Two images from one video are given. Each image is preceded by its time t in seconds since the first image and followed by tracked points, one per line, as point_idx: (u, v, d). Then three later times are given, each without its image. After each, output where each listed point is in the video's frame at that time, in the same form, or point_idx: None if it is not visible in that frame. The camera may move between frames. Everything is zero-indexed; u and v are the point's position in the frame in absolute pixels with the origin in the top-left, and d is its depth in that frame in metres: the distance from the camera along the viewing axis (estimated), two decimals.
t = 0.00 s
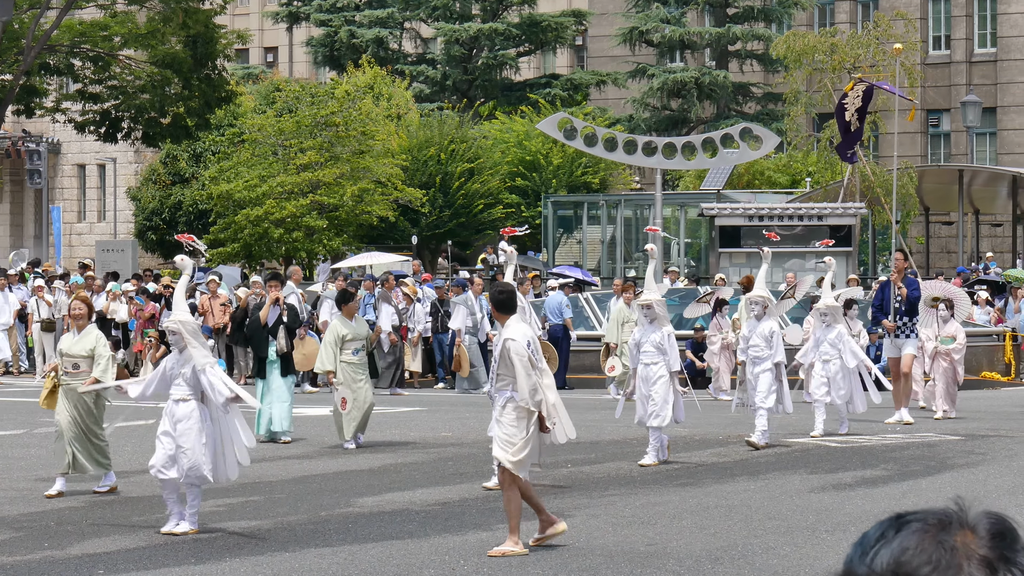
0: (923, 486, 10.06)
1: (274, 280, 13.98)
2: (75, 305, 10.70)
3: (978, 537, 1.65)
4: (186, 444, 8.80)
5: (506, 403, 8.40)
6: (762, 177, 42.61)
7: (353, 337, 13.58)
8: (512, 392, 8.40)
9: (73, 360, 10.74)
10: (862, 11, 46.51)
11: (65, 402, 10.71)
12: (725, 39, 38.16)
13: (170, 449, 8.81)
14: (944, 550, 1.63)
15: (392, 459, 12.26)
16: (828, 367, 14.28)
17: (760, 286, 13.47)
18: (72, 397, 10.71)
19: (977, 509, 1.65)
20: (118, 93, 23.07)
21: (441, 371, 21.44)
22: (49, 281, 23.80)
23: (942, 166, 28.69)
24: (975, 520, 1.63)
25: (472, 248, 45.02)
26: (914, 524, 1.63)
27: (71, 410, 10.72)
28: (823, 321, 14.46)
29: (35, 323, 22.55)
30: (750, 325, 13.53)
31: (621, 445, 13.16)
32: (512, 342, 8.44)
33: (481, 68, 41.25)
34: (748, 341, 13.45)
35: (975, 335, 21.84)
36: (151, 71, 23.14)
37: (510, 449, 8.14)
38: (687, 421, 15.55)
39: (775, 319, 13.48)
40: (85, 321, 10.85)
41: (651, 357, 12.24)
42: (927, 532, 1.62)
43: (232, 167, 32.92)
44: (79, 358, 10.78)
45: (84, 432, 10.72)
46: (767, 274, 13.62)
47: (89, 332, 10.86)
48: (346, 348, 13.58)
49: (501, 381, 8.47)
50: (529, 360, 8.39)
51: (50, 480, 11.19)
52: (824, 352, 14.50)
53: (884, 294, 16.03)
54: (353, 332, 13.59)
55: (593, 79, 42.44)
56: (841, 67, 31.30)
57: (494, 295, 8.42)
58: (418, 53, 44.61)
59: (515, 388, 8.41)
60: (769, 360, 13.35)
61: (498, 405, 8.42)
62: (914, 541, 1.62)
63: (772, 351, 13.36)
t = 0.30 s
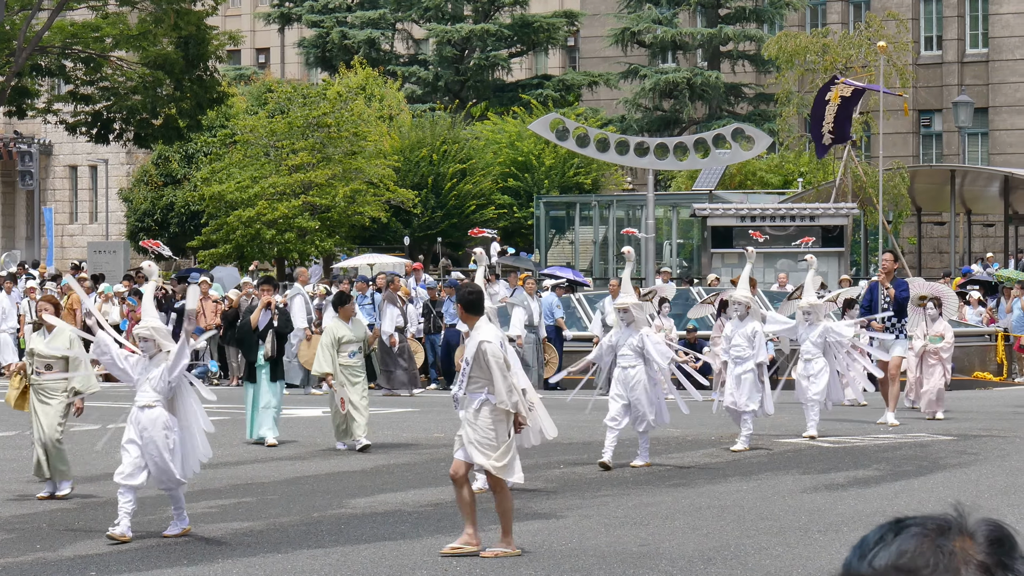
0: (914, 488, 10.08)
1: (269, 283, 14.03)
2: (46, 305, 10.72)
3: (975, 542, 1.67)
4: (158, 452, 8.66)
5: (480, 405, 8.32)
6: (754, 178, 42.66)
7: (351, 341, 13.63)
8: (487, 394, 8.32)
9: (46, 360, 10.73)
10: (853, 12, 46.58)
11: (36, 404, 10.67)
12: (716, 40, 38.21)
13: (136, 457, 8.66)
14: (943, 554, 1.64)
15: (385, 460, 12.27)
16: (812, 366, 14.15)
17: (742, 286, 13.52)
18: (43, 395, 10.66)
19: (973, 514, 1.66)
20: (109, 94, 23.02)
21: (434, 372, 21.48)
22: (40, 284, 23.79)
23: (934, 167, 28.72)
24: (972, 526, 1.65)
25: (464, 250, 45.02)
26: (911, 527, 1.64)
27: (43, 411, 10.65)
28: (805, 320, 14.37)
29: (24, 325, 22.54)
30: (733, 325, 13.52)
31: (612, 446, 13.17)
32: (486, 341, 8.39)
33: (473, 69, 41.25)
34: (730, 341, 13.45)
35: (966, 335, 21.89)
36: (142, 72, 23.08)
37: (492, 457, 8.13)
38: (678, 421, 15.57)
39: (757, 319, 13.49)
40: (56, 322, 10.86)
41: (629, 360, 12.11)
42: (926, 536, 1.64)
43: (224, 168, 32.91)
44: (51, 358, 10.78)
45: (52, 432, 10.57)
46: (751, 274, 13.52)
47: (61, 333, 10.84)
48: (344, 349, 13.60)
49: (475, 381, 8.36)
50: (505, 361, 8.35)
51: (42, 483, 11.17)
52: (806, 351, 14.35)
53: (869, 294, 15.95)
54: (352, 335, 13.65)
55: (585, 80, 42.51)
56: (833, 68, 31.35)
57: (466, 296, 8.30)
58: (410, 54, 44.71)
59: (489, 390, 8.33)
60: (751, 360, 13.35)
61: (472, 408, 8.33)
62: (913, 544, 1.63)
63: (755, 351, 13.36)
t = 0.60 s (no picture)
0: (904, 488, 10.08)
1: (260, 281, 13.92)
2: (20, 311, 10.74)
3: (967, 542, 1.68)
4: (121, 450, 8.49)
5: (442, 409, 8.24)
6: (745, 177, 42.67)
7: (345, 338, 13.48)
8: (450, 398, 8.26)
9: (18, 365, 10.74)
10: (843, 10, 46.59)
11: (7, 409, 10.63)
12: (707, 39, 38.22)
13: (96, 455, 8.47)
14: (937, 553, 1.65)
15: (376, 460, 12.26)
16: (794, 368, 14.10)
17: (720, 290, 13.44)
18: (15, 402, 10.64)
19: (967, 514, 1.67)
20: (100, 94, 22.96)
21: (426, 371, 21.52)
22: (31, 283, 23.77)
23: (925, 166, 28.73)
24: (965, 527, 1.66)
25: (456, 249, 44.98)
26: (905, 528, 1.65)
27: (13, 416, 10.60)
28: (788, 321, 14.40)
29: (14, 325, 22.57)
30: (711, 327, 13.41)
31: (603, 446, 13.19)
32: (451, 344, 8.35)
33: (464, 68, 41.17)
34: (707, 343, 13.36)
35: (956, 334, 21.91)
36: (133, 72, 23.03)
37: (456, 462, 8.10)
38: (670, 421, 15.60)
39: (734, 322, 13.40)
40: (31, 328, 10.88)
41: (599, 359, 12.00)
42: (918, 535, 1.66)
43: (214, 168, 32.85)
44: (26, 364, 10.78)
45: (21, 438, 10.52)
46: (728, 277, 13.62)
47: (36, 338, 10.87)
48: (340, 349, 13.50)
49: (436, 386, 8.28)
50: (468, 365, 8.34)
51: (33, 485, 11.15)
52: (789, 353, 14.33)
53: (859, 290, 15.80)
54: (348, 333, 13.50)
55: (575, 79, 42.48)
56: (823, 66, 31.36)
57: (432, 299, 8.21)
58: (400, 53, 44.69)
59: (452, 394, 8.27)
60: (729, 363, 13.24)
61: (434, 412, 8.23)
62: (907, 543, 1.65)
63: (732, 352, 13.25)
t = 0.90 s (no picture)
0: (899, 489, 10.10)
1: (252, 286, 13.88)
2: None
3: (958, 542, 1.75)
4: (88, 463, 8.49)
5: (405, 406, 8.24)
6: (738, 178, 42.70)
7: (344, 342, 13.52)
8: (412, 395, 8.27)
9: None
10: (837, 12, 46.67)
11: None
12: (701, 40, 38.26)
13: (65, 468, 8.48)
14: (929, 552, 1.73)
15: (371, 462, 12.28)
16: (778, 370, 14.04)
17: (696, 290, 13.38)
18: None
19: (955, 516, 1.73)
20: (94, 97, 22.92)
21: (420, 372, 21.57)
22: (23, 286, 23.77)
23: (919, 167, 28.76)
24: (954, 527, 1.72)
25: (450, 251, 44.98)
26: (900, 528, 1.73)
27: None
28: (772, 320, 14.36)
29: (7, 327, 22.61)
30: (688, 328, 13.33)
31: (597, 448, 13.21)
32: (417, 341, 8.29)
33: (458, 70, 41.16)
34: (685, 344, 13.28)
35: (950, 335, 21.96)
36: (127, 75, 22.99)
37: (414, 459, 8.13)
38: (664, 422, 15.62)
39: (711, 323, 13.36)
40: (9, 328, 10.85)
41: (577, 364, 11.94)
42: (910, 536, 1.74)
43: (208, 170, 32.83)
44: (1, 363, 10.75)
45: None
46: (705, 280, 13.64)
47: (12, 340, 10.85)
48: (338, 353, 13.51)
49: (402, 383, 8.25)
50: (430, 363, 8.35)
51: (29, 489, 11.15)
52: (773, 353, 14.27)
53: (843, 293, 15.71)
54: (345, 337, 13.55)
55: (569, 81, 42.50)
56: (817, 68, 31.41)
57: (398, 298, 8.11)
58: (394, 56, 44.73)
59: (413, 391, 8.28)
60: (707, 364, 13.15)
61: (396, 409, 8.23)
62: (897, 545, 1.72)
63: (710, 354, 13.17)
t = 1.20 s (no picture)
0: (897, 493, 10.09)
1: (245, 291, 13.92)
2: None
3: (956, 545, 1.75)
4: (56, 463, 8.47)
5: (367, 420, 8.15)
6: (736, 182, 42.70)
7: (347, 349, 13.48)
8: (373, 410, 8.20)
9: None
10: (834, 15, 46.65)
11: None
12: (698, 44, 38.25)
13: (35, 470, 8.47)
14: (925, 554, 1.73)
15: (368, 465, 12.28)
16: (762, 376, 13.99)
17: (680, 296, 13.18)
18: None
19: (950, 519, 1.73)
20: (91, 100, 22.89)
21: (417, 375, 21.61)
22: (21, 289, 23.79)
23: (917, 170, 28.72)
24: (951, 530, 1.73)
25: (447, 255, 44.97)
26: (892, 532, 1.73)
27: None
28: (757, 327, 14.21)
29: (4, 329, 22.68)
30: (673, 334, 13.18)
31: (595, 451, 13.22)
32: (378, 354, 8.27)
33: (455, 74, 41.10)
34: (669, 352, 13.17)
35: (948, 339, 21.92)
36: (125, 78, 22.96)
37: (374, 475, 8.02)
38: (662, 425, 15.64)
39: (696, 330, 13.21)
40: None
41: (559, 364, 11.84)
42: (904, 540, 1.74)
43: (206, 174, 32.82)
44: None
45: None
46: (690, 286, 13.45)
47: None
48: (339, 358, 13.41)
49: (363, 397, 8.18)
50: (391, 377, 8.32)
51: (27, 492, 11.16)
52: (759, 359, 14.19)
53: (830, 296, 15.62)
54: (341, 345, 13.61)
55: (566, 84, 42.45)
56: (814, 71, 31.38)
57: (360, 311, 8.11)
58: (391, 59, 44.71)
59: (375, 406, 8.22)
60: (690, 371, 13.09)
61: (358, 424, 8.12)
62: (891, 549, 1.73)
63: (693, 362, 13.11)
